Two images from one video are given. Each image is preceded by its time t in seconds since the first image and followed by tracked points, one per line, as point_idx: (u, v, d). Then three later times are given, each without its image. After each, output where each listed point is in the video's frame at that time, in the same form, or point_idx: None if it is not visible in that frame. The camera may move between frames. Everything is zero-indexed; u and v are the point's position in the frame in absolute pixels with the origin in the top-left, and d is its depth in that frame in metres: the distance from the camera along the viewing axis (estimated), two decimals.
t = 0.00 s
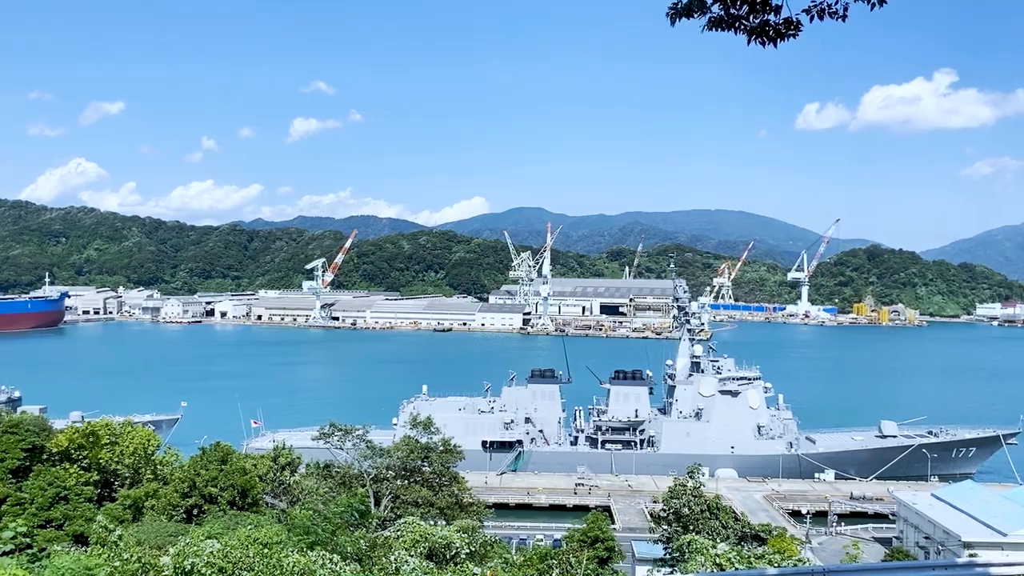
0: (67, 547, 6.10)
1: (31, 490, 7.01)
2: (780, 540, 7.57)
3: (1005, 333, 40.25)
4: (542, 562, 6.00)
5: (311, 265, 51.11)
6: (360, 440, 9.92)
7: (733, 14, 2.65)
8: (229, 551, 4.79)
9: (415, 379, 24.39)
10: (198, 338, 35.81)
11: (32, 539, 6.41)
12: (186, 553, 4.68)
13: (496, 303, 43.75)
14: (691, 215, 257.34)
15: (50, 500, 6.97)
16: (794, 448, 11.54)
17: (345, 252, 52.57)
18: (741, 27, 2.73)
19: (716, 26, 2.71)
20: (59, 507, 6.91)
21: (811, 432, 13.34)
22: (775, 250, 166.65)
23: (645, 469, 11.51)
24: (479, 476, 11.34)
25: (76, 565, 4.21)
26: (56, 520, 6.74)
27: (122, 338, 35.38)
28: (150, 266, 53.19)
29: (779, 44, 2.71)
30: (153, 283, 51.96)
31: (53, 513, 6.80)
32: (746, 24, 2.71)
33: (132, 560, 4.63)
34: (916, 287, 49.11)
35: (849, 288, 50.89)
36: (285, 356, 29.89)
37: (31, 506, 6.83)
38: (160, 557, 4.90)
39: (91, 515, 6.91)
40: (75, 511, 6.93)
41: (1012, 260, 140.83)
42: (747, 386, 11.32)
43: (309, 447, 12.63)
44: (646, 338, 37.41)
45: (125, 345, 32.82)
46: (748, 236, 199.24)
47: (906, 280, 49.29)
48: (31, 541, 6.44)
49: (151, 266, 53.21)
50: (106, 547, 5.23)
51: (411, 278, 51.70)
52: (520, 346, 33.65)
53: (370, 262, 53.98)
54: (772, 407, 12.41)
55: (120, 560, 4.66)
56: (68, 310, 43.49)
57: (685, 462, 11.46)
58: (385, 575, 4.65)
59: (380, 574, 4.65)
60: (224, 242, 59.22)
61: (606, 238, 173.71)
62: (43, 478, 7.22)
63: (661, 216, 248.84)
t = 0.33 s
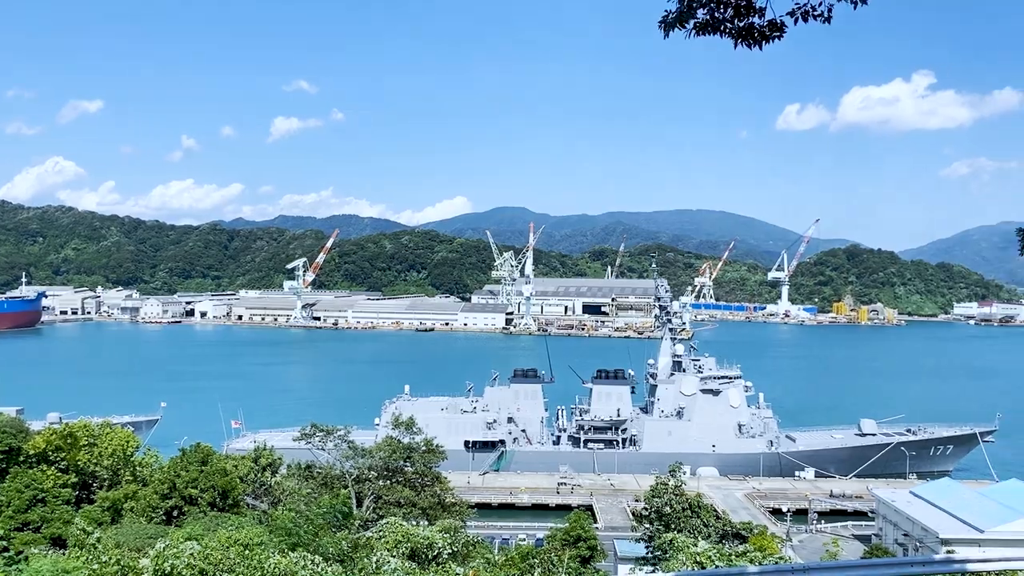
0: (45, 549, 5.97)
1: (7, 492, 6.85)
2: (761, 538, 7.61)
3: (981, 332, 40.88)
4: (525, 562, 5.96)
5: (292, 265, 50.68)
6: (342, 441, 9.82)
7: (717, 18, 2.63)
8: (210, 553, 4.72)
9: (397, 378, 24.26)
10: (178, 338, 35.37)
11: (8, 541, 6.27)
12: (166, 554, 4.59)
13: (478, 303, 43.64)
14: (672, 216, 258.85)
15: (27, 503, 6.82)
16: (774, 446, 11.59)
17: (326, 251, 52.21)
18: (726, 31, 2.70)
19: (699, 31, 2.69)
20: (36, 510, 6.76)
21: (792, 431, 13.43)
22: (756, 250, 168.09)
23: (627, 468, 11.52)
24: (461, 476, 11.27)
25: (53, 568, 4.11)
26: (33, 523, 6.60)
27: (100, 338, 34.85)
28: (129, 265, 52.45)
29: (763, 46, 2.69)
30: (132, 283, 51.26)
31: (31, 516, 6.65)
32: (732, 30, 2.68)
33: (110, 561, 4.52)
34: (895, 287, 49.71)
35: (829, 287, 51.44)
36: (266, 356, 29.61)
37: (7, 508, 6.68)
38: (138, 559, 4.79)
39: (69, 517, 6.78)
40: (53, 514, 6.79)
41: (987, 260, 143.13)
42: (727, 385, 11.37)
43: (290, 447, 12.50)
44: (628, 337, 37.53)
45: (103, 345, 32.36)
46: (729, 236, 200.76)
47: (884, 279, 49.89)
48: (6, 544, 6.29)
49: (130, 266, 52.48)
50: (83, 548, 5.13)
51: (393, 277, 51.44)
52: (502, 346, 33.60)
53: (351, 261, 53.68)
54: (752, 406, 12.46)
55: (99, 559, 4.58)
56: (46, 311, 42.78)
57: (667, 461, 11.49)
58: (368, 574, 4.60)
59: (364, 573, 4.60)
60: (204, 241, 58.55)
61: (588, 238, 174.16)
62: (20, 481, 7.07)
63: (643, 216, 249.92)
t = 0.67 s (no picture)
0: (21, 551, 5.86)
1: None
2: (742, 536, 7.65)
3: (957, 331, 41.51)
4: (508, 562, 5.92)
5: (273, 264, 50.23)
6: (323, 441, 9.73)
7: (696, 18, 2.61)
8: (190, 555, 4.65)
9: (379, 379, 24.11)
10: (157, 339, 34.96)
11: None
12: (147, 555, 4.52)
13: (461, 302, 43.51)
14: (654, 216, 260.08)
15: (3, 505, 6.69)
16: (755, 445, 11.66)
17: (307, 251, 51.82)
18: (705, 32, 2.69)
19: (679, 30, 2.67)
20: (13, 513, 6.63)
21: (772, 429, 13.53)
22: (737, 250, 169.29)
23: (610, 467, 11.52)
24: (443, 476, 11.22)
25: (31, 570, 4.04)
26: (9, 526, 6.47)
27: (77, 339, 34.35)
28: (107, 265, 51.74)
29: (746, 49, 2.68)
30: (110, 283, 50.56)
31: (7, 518, 6.52)
32: (710, 31, 2.67)
33: (88, 562, 4.43)
34: (874, 286, 50.28)
35: (809, 287, 51.96)
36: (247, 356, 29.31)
37: None
38: (117, 560, 4.71)
39: (47, 520, 6.67)
40: (31, 516, 6.67)
41: (965, 261, 145.35)
42: (709, 383, 11.42)
43: (271, 448, 12.37)
44: (610, 336, 37.63)
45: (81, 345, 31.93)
46: (711, 236, 202.02)
47: (863, 279, 50.46)
48: None
49: (108, 265, 51.76)
50: (61, 550, 5.03)
51: (375, 277, 51.17)
52: (485, 345, 33.51)
53: (333, 261, 53.33)
54: (734, 405, 12.53)
55: (76, 561, 4.49)
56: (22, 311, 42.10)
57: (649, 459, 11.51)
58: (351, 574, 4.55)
59: (346, 574, 4.55)
60: (184, 241, 57.88)
61: (571, 237, 174.43)
62: None
63: (625, 216, 250.67)
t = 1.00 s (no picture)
0: None
1: None
2: (725, 534, 7.70)
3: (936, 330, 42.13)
4: (491, 561, 5.88)
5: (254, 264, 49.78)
6: (305, 442, 9.63)
7: (675, 20, 2.61)
8: (171, 557, 4.58)
9: (361, 379, 23.95)
10: (137, 339, 34.51)
11: None
12: (128, 557, 4.43)
13: (444, 302, 43.37)
14: (637, 216, 261.13)
15: None
16: (737, 443, 11.71)
17: (289, 251, 51.40)
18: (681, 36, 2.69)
19: (657, 31, 2.68)
20: None
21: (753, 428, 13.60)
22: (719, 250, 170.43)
23: (592, 466, 11.51)
24: (427, 476, 11.16)
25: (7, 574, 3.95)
26: None
27: (55, 339, 33.82)
28: (85, 265, 51.03)
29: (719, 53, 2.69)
30: (88, 283, 49.86)
31: None
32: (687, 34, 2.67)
33: (66, 562, 4.35)
34: (853, 286, 50.84)
35: (789, 287, 52.48)
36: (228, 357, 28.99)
37: None
38: (95, 562, 4.63)
39: (24, 523, 6.54)
40: (7, 519, 6.53)
41: (943, 261, 147.53)
42: (691, 383, 11.46)
43: (253, 449, 12.23)
44: (593, 336, 37.73)
45: (59, 346, 31.46)
46: (693, 235, 203.27)
47: (843, 279, 51.01)
48: None
49: (86, 265, 51.05)
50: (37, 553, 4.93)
51: (357, 276, 50.86)
52: (468, 345, 33.40)
53: (315, 260, 52.97)
54: (715, 404, 12.60)
55: (54, 562, 4.40)
56: None
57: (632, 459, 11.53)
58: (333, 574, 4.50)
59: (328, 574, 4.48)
60: (164, 241, 57.20)
61: (554, 237, 174.65)
62: None
63: (607, 216, 251.53)
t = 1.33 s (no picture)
0: None
1: None
2: (707, 532, 7.73)
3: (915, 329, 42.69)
4: (475, 561, 5.85)
5: (235, 264, 49.30)
6: (287, 443, 9.52)
7: (658, 21, 2.59)
8: (152, 559, 4.49)
9: (343, 379, 23.79)
10: (116, 339, 34.05)
11: None
12: (107, 560, 4.35)
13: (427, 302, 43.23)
14: (620, 216, 261.96)
15: None
16: (718, 442, 11.76)
17: (270, 251, 50.97)
18: (664, 36, 2.68)
19: (641, 34, 2.66)
20: None
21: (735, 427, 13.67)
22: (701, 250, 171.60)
23: (575, 466, 11.51)
24: (409, 477, 11.10)
25: None
26: None
27: (32, 339, 33.30)
28: (62, 264, 50.27)
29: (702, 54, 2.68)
30: (66, 283, 49.13)
31: None
32: (670, 36, 2.66)
33: (43, 563, 4.26)
34: (833, 286, 51.36)
35: (770, 286, 52.96)
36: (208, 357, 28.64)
37: None
38: (74, 565, 4.55)
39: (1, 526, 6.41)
40: None
41: (921, 261, 149.64)
42: (673, 382, 11.49)
43: (234, 450, 12.10)
44: (576, 335, 37.80)
45: (36, 346, 30.95)
46: (676, 235, 204.29)
47: (823, 279, 51.59)
48: None
49: (64, 265, 50.29)
50: (13, 555, 4.82)
51: (340, 276, 50.53)
52: (451, 346, 33.27)
53: (297, 260, 52.57)
54: (697, 403, 12.65)
55: (31, 564, 4.31)
56: None
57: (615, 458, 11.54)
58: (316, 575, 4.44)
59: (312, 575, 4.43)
60: (144, 240, 56.50)
61: (537, 237, 174.77)
62: None
63: (590, 216, 252.25)
